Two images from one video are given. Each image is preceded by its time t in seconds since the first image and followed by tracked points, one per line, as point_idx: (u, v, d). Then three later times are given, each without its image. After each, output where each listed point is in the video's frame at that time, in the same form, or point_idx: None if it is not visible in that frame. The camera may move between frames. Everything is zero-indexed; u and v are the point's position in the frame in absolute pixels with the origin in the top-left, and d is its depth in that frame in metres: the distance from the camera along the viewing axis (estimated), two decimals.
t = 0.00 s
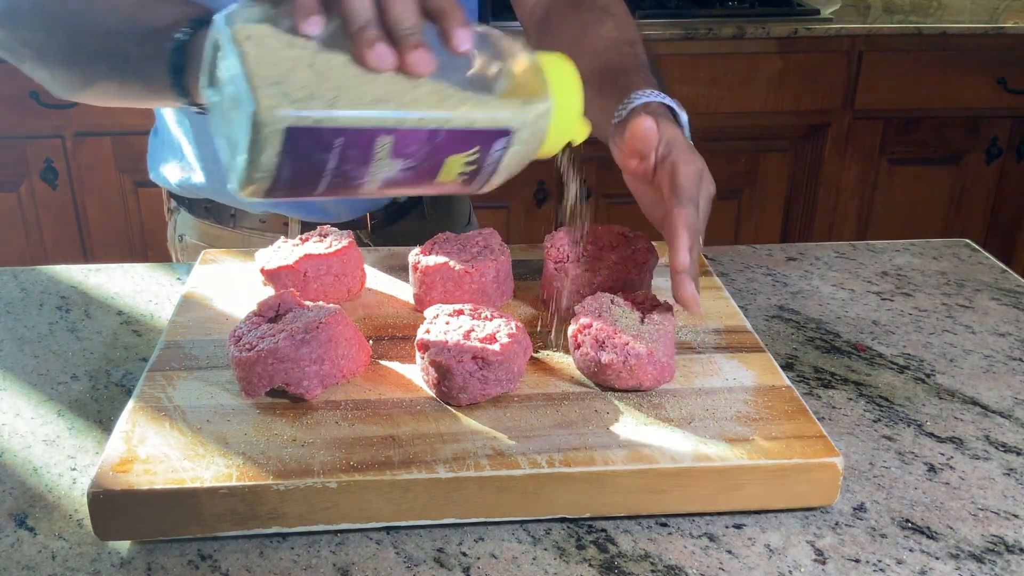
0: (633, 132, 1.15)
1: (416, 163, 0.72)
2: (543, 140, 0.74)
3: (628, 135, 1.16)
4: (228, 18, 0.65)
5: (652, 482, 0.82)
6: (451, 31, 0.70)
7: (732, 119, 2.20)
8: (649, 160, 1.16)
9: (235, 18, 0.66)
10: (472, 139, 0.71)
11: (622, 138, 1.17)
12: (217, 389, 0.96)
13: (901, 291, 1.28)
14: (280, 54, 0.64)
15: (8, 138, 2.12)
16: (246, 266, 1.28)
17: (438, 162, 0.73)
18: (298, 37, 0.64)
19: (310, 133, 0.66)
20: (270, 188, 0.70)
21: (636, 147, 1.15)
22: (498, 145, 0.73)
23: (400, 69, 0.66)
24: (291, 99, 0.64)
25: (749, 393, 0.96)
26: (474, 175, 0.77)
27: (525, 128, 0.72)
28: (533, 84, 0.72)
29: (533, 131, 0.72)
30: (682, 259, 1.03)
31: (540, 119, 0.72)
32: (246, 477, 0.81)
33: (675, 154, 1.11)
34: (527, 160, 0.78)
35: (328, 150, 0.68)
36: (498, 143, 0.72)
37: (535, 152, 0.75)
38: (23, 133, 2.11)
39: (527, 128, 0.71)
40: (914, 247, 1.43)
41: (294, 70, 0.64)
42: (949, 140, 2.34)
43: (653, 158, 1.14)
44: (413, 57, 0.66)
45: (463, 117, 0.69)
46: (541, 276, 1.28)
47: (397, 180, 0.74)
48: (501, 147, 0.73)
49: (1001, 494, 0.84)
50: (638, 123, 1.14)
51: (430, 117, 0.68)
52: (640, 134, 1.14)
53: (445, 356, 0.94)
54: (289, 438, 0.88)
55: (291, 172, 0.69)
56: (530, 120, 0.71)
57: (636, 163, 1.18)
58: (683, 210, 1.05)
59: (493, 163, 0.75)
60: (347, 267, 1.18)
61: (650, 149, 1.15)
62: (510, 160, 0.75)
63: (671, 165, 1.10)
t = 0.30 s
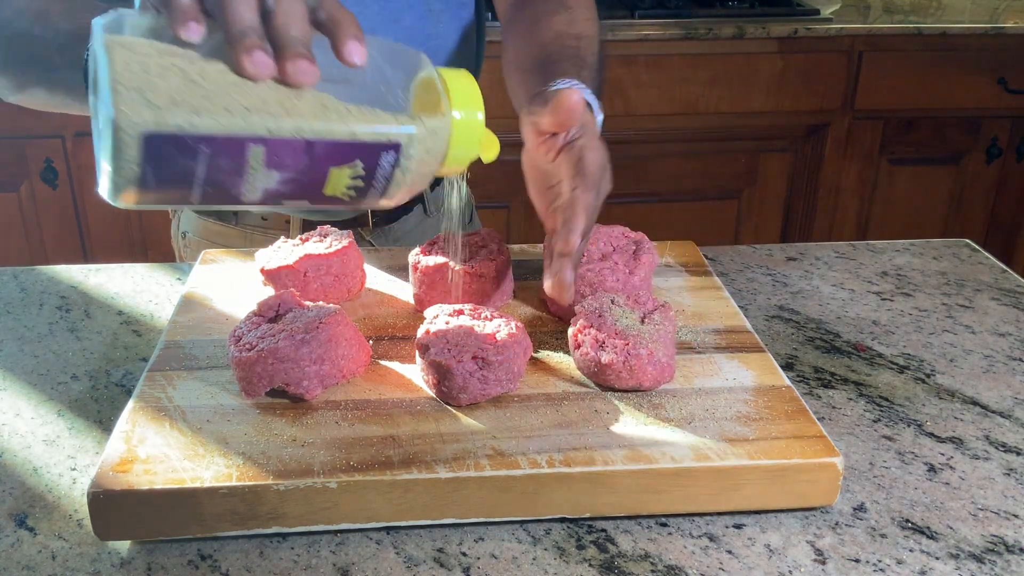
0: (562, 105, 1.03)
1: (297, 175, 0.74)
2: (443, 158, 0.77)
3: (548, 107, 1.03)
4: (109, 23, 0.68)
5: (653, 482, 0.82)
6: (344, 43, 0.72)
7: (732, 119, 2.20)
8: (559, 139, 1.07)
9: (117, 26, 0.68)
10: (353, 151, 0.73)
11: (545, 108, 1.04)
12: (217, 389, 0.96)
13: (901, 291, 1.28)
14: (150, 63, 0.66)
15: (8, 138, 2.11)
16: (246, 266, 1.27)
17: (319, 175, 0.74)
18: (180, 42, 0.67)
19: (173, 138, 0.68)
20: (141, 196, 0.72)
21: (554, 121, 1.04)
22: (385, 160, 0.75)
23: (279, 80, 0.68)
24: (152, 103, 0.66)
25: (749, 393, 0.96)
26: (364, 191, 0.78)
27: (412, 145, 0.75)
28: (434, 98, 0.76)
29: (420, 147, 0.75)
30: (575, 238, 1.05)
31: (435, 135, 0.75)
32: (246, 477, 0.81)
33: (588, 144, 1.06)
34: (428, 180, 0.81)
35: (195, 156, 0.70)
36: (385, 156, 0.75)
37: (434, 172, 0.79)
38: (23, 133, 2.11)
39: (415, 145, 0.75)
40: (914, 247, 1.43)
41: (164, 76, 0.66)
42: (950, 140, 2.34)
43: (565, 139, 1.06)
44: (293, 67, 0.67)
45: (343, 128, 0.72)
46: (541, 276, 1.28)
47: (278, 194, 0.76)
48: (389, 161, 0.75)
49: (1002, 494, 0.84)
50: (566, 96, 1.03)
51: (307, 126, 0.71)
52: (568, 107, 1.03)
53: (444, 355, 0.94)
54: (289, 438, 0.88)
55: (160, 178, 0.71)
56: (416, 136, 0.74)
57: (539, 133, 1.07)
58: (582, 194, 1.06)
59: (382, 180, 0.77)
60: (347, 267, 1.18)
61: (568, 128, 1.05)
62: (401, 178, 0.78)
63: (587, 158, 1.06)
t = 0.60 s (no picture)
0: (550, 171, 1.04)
1: (317, 164, 0.72)
2: (455, 155, 0.77)
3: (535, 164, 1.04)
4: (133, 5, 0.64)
5: (652, 482, 0.82)
6: (362, 39, 0.70)
7: (732, 119, 2.20)
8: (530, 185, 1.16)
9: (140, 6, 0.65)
10: (376, 144, 0.72)
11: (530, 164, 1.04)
12: (217, 389, 0.96)
13: (901, 291, 1.28)
14: (180, 43, 0.63)
15: (8, 138, 2.12)
16: (246, 266, 1.27)
17: (339, 166, 0.73)
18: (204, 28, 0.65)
19: (202, 120, 0.64)
20: (160, 178, 0.68)
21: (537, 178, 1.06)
22: (405, 154, 0.74)
23: (305, 71, 0.68)
24: (185, 84, 0.63)
25: (749, 393, 0.96)
26: (378, 185, 0.77)
27: (431, 140, 0.74)
28: (450, 95, 0.75)
29: (437, 144, 0.74)
30: (554, 315, 1.05)
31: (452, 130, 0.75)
32: (246, 477, 0.81)
33: (556, 202, 1.16)
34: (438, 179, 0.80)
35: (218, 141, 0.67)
36: (404, 152, 0.73)
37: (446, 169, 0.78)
38: (23, 133, 2.11)
39: (432, 141, 0.74)
40: (914, 247, 1.43)
41: (194, 59, 0.63)
42: (950, 139, 2.34)
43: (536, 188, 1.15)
44: (317, 58, 0.67)
45: (366, 119, 0.70)
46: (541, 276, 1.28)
47: (296, 182, 0.73)
48: (407, 156, 0.74)
49: (1001, 494, 0.84)
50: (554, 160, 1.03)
51: (333, 115, 0.69)
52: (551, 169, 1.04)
53: (444, 356, 0.94)
54: (289, 438, 0.88)
55: (182, 162, 0.67)
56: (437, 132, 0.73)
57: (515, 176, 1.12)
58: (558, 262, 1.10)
59: (398, 175, 0.76)
60: (347, 267, 1.18)
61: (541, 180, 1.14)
62: (417, 174, 0.76)
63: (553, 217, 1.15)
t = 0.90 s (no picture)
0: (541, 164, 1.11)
1: (307, 164, 0.71)
2: (459, 143, 0.75)
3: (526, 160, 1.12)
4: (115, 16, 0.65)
5: (652, 482, 0.82)
6: (355, 27, 0.67)
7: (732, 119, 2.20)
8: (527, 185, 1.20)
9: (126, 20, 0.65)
10: (366, 139, 0.70)
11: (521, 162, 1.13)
12: (217, 389, 0.96)
13: (901, 291, 1.28)
14: (156, 51, 0.63)
15: (8, 138, 2.11)
16: (246, 266, 1.27)
17: (332, 164, 0.71)
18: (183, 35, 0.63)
19: (177, 129, 0.65)
20: (149, 189, 0.70)
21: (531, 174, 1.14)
22: (399, 148, 0.72)
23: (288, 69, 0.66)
24: (158, 94, 0.63)
25: (749, 393, 0.96)
26: (377, 182, 0.75)
27: (427, 129, 0.72)
28: (450, 85, 0.73)
29: (435, 132, 0.72)
30: (548, 312, 1.04)
31: (449, 119, 0.72)
32: (246, 477, 0.81)
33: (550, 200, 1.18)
34: (445, 168, 0.78)
35: (199, 149, 0.67)
36: (398, 143, 0.71)
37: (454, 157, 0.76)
38: (23, 133, 2.11)
39: (428, 131, 0.72)
40: (914, 247, 1.43)
41: (170, 67, 0.64)
42: (950, 139, 2.34)
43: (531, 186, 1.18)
44: (300, 54, 0.64)
45: (353, 116, 0.69)
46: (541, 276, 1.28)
47: (291, 184, 0.73)
48: (403, 149, 0.72)
49: (1001, 494, 0.84)
50: (545, 155, 1.10)
51: (314, 113, 0.68)
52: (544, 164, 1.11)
53: (444, 356, 0.94)
54: (289, 438, 0.88)
55: (166, 173, 0.68)
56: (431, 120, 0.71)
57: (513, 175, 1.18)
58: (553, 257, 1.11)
59: (396, 169, 0.74)
60: (347, 267, 1.18)
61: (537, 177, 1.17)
62: (416, 166, 0.75)
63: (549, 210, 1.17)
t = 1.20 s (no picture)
0: (532, 164, 1.08)
1: (270, 178, 0.75)
2: (426, 165, 0.82)
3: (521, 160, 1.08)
4: (87, 19, 0.69)
5: (652, 482, 0.82)
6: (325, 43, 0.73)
7: (732, 119, 2.20)
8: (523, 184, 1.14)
9: (95, 17, 0.69)
10: (335, 159, 0.76)
11: (516, 163, 1.09)
12: (217, 389, 0.96)
13: (901, 291, 1.28)
14: (126, 60, 0.68)
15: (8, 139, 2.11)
16: (246, 266, 1.27)
17: (296, 180, 0.76)
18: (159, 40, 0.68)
19: (138, 137, 0.67)
20: (109, 193, 0.71)
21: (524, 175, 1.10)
22: (362, 169, 0.78)
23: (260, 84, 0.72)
24: (122, 101, 0.66)
25: (749, 393, 0.96)
26: (338, 198, 0.81)
27: (391, 153, 0.79)
28: (418, 108, 0.81)
29: (399, 156, 0.79)
30: (540, 313, 1.02)
31: (415, 144, 0.80)
32: (246, 477, 0.81)
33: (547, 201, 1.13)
34: (406, 187, 0.85)
35: (162, 159, 0.69)
36: (363, 164, 0.78)
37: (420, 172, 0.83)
38: (24, 133, 2.11)
39: (393, 155, 0.79)
40: (914, 247, 1.43)
41: (136, 72, 0.68)
42: (950, 139, 2.34)
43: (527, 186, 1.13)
44: (269, 66, 0.68)
45: (322, 135, 0.74)
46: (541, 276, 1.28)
47: (253, 196, 0.77)
48: (368, 171, 0.79)
49: (1002, 494, 0.84)
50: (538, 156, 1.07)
51: (282, 131, 0.72)
52: (536, 165, 1.08)
53: (444, 356, 0.94)
54: (289, 438, 0.88)
55: (125, 178, 0.70)
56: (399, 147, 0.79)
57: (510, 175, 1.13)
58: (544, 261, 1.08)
59: (358, 188, 0.80)
60: (347, 267, 1.18)
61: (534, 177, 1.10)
62: (379, 185, 0.81)
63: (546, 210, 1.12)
